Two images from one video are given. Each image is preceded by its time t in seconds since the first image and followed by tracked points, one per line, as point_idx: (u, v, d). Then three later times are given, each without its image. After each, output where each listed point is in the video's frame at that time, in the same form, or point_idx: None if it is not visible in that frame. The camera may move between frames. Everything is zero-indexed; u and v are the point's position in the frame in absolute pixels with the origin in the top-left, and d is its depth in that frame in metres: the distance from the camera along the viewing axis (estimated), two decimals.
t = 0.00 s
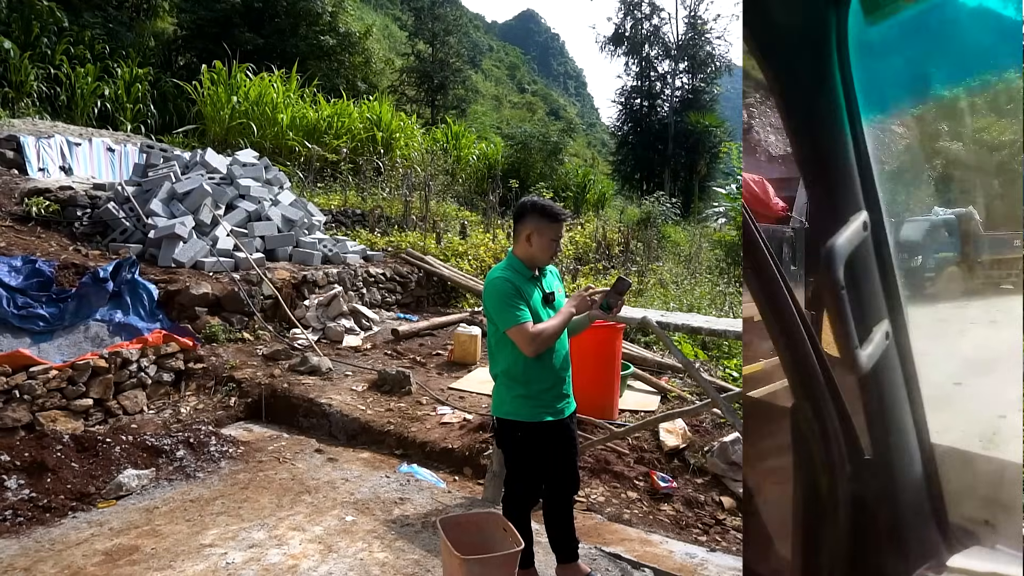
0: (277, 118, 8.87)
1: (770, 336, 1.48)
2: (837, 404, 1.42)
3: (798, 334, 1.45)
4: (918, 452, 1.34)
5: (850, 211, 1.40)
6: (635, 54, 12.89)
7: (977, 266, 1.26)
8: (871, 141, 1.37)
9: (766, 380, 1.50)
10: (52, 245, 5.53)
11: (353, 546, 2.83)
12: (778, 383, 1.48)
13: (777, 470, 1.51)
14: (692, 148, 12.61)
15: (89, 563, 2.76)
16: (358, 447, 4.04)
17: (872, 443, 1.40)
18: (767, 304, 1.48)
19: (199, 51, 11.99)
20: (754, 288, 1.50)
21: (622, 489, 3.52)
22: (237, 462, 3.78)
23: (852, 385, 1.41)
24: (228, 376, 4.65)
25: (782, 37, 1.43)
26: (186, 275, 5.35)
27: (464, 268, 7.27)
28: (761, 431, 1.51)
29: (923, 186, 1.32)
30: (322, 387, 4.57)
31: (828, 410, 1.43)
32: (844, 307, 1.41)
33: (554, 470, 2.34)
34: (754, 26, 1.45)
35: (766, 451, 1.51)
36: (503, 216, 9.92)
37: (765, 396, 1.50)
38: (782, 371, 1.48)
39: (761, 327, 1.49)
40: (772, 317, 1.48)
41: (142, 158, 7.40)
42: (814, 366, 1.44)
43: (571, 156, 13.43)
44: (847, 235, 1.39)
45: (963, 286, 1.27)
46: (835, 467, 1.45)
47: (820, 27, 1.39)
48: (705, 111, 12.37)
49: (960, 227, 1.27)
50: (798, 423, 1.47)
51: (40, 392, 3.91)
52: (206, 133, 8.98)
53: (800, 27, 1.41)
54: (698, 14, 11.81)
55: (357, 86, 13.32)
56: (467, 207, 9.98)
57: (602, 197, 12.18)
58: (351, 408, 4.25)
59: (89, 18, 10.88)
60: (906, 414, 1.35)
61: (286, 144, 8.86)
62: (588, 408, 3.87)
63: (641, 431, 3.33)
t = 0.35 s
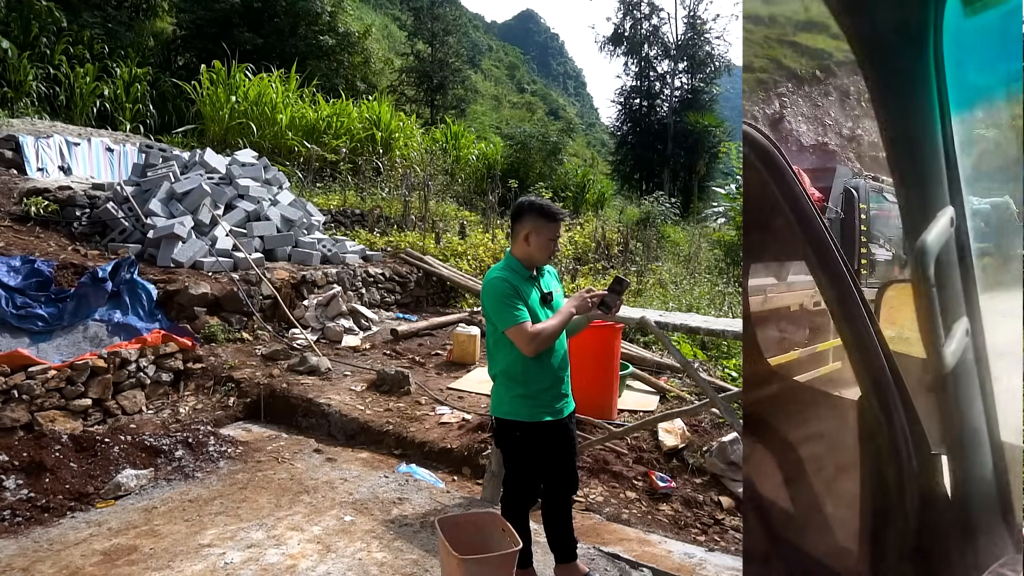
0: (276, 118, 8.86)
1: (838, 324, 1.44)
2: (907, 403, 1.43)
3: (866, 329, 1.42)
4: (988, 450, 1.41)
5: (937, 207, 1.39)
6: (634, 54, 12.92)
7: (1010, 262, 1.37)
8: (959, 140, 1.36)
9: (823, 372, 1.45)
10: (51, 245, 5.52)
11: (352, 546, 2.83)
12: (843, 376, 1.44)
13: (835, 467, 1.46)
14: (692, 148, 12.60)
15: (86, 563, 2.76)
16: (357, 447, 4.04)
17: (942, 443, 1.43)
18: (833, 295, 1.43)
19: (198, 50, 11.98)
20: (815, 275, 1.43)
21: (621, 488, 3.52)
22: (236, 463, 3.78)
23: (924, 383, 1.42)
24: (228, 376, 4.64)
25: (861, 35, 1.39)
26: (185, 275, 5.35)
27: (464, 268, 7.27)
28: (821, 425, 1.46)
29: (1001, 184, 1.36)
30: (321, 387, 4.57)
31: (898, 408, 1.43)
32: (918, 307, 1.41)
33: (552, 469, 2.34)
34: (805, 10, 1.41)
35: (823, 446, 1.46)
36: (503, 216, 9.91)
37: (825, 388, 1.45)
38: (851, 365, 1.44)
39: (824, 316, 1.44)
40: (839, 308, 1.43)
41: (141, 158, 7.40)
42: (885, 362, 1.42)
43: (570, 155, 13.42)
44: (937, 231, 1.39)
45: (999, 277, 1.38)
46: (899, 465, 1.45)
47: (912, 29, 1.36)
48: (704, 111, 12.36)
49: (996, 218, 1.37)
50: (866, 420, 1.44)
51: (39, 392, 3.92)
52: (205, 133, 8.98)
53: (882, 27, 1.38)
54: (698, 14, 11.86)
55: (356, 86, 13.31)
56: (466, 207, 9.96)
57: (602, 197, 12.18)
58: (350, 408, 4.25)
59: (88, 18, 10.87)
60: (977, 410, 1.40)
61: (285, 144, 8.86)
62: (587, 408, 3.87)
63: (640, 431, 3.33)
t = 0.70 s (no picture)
0: (275, 118, 8.86)
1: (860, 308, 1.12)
2: (942, 409, 1.12)
3: (896, 313, 1.11)
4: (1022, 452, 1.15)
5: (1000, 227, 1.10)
6: (633, 54, 12.98)
7: None
8: None
9: (833, 377, 1.14)
10: (49, 245, 5.52)
11: (349, 546, 2.83)
12: (860, 380, 1.13)
13: (850, 472, 1.15)
14: (690, 148, 12.63)
15: (84, 564, 2.76)
16: (355, 447, 4.04)
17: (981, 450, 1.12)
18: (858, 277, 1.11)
19: (197, 51, 11.98)
20: (832, 274, 1.13)
21: (619, 489, 3.52)
22: (233, 463, 3.78)
23: (958, 389, 1.12)
24: (226, 376, 4.64)
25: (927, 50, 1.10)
26: (183, 275, 5.34)
27: (462, 268, 7.28)
28: (838, 423, 1.14)
29: None
30: (319, 387, 4.57)
31: (931, 409, 1.12)
32: (954, 320, 1.11)
33: (551, 469, 2.34)
34: (828, 10, 1.13)
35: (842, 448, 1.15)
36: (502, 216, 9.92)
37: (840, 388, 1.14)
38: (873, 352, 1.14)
39: (840, 314, 1.13)
40: (864, 288, 1.12)
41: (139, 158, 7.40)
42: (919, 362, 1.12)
43: (569, 155, 13.43)
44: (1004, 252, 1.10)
45: None
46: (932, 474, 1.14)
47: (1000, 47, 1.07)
48: (703, 111, 12.38)
49: None
50: (892, 423, 1.14)
51: (37, 393, 3.92)
52: (204, 133, 8.98)
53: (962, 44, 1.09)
54: (696, 14, 11.89)
55: (355, 86, 13.33)
56: (464, 206, 9.97)
57: (601, 197, 12.20)
58: (348, 408, 4.25)
59: (88, 18, 10.88)
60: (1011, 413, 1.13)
61: (284, 144, 8.87)
62: (585, 408, 3.87)
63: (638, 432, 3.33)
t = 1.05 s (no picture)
0: (270, 118, 8.84)
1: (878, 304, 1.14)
2: (966, 407, 1.10)
3: (917, 308, 1.12)
4: None
5: None
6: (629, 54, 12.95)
7: None
8: None
9: (842, 373, 1.16)
10: (43, 245, 5.50)
11: (343, 547, 2.83)
12: (870, 379, 1.15)
13: (865, 471, 1.15)
14: (685, 148, 12.64)
15: (76, 565, 2.75)
16: (350, 447, 4.03)
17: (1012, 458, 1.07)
18: (876, 275, 1.13)
19: (192, 50, 11.95)
20: (844, 272, 1.15)
21: (613, 488, 3.52)
22: (227, 463, 3.77)
23: (982, 392, 1.09)
24: (220, 376, 4.62)
25: (941, 48, 1.10)
26: (178, 275, 5.33)
27: (457, 268, 7.27)
28: (848, 422, 1.15)
29: None
30: (314, 387, 4.56)
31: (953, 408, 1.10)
32: (977, 325, 1.08)
33: (544, 469, 2.34)
34: (842, 6, 1.15)
35: (857, 443, 1.15)
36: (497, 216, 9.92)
37: (852, 386, 1.16)
38: (886, 351, 1.14)
39: (851, 312, 1.15)
40: (876, 285, 1.13)
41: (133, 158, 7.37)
42: (942, 358, 1.11)
43: (564, 156, 13.42)
44: None
45: None
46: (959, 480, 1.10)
47: None
48: (698, 111, 12.40)
49: None
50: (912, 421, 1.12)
51: (30, 393, 3.90)
52: (199, 133, 8.95)
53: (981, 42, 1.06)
54: (691, 14, 11.91)
55: (350, 86, 13.29)
56: (459, 206, 9.96)
57: (596, 197, 12.21)
58: (342, 408, 4.24)
59: (81, 17, 10.83)
60: None
61: (279, 144, 8.85)
62: (580, 408, 3.87)
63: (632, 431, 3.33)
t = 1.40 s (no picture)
0: (264, 117, 8.81)
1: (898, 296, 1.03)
2: (987, 403, 0.99)
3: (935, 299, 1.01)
4: None
5: None
6: (622, 54, 12.92)
7: None
8: None
9: (860, 369, 1.07)
10: (35, 244, 5.47)
11: (337, 547, 2.82)
12: (886, 373, 1.05)
13: (884, 467, 1.06)
14: (680, 148, 12.66)
15: (68, 566, 2.73)
16: (344, 447, 4.03)
17: None
18: (893, 270, 1.03)
19: (184, 49, 11.91)
20: (861, 266, 1.05)
21: (608, 488, 3.53)
22: (221, 464, 3.75)
23: (1004, 389, 0.99)
24: (214, 376, 4.60)
25: (955, 41, 1.02)
26: (171, 275, 5.31)
27: (451, 268, 7.25)
28: (866, 417, 1.06)
29: None
30: (308, 387, 4.55)
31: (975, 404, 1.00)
32: (998, 318, 0.98)
33: (539, 469, 2.34)
34: None
35: (878, 437, 1.06)
36: (491, 216, 9.91)
37: (869, 381, 1.06)
38: (903, 345, 1.04)
39: (867, 307, 1.05)
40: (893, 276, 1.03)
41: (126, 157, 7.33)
42: (962, 352, 1.00)
43: (559, 155, 13.41)
44: None
45: None
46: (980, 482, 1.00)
47: None
48: (692, 111, 12.41)
49: None
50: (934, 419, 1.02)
51: (21, 393, 3.88)
52: (192, 132, 8.91)
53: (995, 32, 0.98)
54: (685, 14, 11.92)
55: (344, 86, 13.21)
56: (454, 206, 9.94)
57: (591, 197, 12.23)
58: (337, 408, 4.23)
59: (73, 15, 10.78)
60: None
61: (273, 143, 8.81)
62: (575, 408, 3.88)
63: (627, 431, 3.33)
